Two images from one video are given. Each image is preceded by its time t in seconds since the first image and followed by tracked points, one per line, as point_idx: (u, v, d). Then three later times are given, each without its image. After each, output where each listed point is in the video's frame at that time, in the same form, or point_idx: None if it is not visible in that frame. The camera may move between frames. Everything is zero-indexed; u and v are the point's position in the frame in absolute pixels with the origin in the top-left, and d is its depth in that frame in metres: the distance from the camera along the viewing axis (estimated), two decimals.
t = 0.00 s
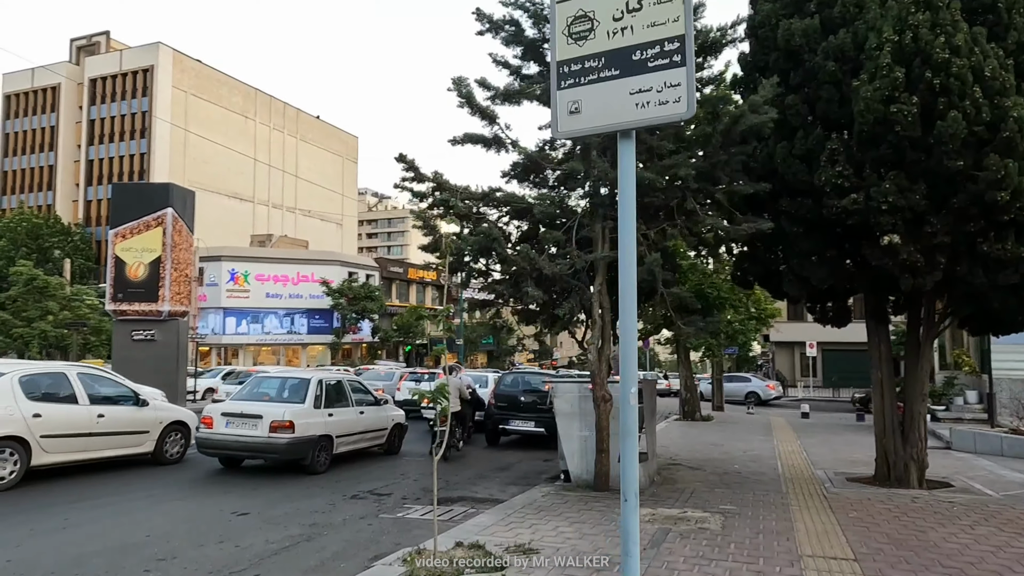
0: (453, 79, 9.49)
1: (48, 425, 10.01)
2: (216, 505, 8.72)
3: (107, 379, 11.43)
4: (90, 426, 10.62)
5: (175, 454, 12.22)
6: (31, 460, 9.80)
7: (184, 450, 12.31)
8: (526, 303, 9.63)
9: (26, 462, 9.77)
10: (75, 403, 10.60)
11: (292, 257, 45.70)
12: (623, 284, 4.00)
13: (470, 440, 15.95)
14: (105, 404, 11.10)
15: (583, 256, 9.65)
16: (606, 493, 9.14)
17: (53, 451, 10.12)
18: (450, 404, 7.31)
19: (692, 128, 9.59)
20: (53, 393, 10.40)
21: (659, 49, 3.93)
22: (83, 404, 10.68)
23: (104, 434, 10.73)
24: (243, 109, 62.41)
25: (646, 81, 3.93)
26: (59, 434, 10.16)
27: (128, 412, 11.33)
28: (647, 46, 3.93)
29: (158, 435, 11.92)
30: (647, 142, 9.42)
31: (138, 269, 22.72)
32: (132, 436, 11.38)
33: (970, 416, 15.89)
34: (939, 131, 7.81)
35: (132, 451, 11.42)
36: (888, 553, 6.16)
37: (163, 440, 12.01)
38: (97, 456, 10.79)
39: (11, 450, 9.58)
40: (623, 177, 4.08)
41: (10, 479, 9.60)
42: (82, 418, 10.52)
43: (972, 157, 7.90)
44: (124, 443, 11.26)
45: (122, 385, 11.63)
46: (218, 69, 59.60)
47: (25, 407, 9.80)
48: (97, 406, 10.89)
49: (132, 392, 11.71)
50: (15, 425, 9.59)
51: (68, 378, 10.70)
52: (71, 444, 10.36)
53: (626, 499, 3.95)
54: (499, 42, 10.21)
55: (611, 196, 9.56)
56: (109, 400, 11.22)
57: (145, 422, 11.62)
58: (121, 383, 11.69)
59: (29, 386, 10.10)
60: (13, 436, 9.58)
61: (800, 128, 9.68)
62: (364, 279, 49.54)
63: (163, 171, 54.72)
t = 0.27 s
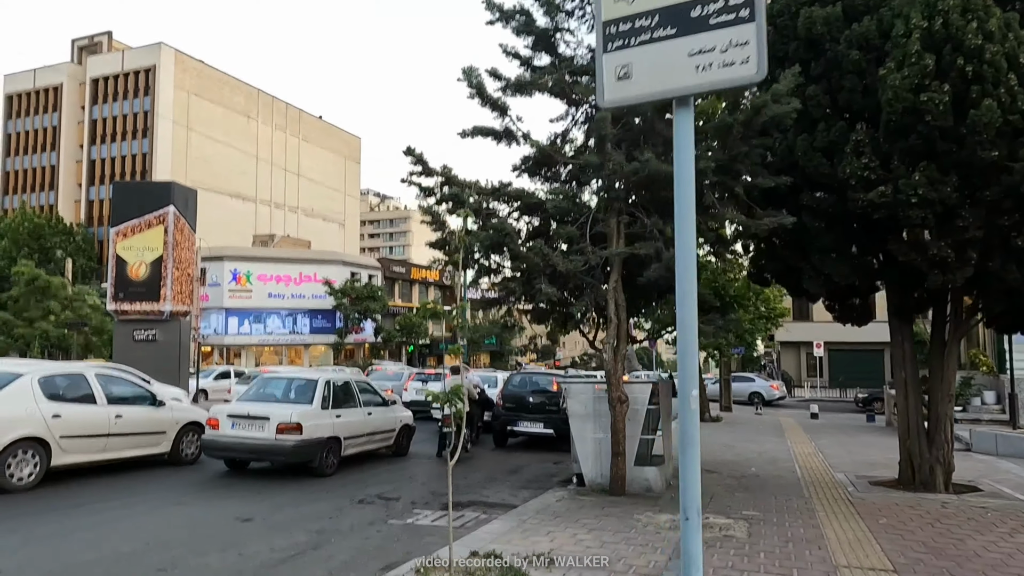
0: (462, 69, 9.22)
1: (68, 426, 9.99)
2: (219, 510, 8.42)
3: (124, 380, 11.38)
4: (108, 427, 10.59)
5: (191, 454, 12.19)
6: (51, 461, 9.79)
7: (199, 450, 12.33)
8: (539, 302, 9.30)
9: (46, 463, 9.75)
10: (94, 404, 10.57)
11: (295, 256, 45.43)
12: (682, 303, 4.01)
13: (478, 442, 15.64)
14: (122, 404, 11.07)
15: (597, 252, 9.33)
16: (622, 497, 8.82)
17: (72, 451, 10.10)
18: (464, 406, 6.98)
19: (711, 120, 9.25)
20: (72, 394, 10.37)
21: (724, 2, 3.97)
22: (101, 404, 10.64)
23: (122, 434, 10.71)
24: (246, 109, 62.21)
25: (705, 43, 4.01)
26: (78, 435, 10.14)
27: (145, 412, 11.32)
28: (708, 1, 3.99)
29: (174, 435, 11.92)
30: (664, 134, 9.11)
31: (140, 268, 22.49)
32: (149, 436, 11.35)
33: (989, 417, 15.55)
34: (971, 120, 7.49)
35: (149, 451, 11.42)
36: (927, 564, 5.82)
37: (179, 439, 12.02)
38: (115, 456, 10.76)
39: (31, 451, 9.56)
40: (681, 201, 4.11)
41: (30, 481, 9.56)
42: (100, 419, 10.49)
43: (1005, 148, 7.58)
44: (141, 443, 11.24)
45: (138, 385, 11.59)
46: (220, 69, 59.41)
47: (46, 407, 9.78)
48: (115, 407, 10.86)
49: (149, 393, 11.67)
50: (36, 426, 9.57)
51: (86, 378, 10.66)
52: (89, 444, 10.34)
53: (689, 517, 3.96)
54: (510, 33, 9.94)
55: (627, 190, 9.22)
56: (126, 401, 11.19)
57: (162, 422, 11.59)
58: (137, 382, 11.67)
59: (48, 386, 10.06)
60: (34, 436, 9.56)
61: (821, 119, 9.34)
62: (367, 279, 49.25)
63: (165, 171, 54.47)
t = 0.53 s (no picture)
0: (471, 59, 8.96)
1: (79, 427, 10.01)
2: (219, 517, 8.10)
3: (133, 381, 11.43)
4: (119, 428, 10.62)
5: (201, 455, 12.19)
6: (62, 462, 9.79)
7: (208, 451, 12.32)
8: (550, 299, 8.96)
9: (57, 463, 9.76)
10: (104, 404, 10.60)
11: (296, 258, 45.12)
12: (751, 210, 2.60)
13: (483, 445, 15.30)
14: (132, 405, 11.11)
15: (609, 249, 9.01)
16: (638, 503, 8.49)
17: (84, 453, 10.11)
18: (477, 408, 6.67)
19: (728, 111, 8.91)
20: (83, 394, 10.40)
21: None
22: (111, 405, 10.67)
23: (133, 435, 10.74)
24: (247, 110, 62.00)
25: None
26: (89, 436, 10.16)
27: (155, 413, 11.36)
28: None
29: (184, 436, 11.95)
30: (680, 126, 8.80)
31: (139, 268, 22.12)
32: (158, 437, 11.38)
33: (1006, 419, 15.20)
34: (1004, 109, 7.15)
35: (160, 452, 11.45)
36: None
37: (189, 441, 12.04)
38: (125, 457, 10.79)
39: (42, 451, 9.58)
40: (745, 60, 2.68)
41: (41, 482, 9.57)
42: (111, 419, 10.52)
43: None
44: (151, 444, 11.27)
45: (148, 386, 11.64)
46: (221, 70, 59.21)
47: (57, 408, 9.79)
48: (125, 408, 10.90)
49: (158, 394, 11.72)
50: (48, 427, 9.59)
51: (96, 379, 10.69)
52: (101, 446, 10.36)
53: (762, 536, 2.54)
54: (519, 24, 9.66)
55: (641, 184, 8.88)
56: (136, 402, 11.23)
57: (171, 423, 11.64)
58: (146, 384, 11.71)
59: (60, 387, 10.09)
60: (45, 437, 9.57)
61: (843, 110, 9.01)
62: (368, 281, 48.93)
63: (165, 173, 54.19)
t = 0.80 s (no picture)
0: (477, 41, 8.64)
1: (81, 425, 9.68)
2: (211, 520, 7.70)
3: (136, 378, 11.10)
4: (122, 425, 10.30)
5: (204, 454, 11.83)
6: (64, 460, 9.48)
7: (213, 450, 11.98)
8: (560, 292, 8.58)
9: (59, 461, 9.45)
10: (106, 402, 10.27)
11: (293, 257, 44.66)
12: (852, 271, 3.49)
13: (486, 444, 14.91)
14: (135, 403, 10.77)
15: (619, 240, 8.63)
16: (651, 505, 8.12)
17: (86, 451, 9.79)
18: (487, 407, 6.24)
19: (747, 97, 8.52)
20: (85, 392, 10.07)
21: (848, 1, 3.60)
22: (114, 402, 10.35)
23: (137, 433, 10.42)
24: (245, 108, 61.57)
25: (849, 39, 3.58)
26: (90, 434, 9.82)
27: (159, 411, 11.04)
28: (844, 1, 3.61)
29: (188, 435, 11.62)
30: (694, 111, 8.42)
31: (134, 264, 21.75)
32: (162, 435, 11.04)
33: (1021, 418, 14.84)
34: None
35: (164, 451, 11.12)
36: None
37: (193, 439, 11.72)
38: (128, 456, 10.45)
39: (44, 449, 9.27)
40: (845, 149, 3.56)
41: (44, 480, 9.28)
42: (114, 417, 10.18)
43: None
44: (154, 442, 10.92)
45: (151, 385, 11.29)
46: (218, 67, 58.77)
47: (58, 405, 9.46)
48: (127, 406, 10.56)
49: (161, 392, 11.38)
50: (48, 424, 9.26)
51: (98, 376, 10.36)
52: (104, 444, 10.03)
53: (871, 557, 3.42)
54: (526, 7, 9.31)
55: (655, 173, 8.46)
56: (139, 400, 10.89)
57: (175, 422, 11.29)
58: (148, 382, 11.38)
59: (61, 384, 9.76)
60: (45, 435, 9.25)
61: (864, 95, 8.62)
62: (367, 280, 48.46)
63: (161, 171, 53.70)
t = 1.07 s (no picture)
0: (483, 30, 8.36)
1: (83, 428, 9.39)
2: (206, 530, 7.36)
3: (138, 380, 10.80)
4: (124, 429, 10.01)
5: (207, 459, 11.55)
6: (65, 466, 9.21)
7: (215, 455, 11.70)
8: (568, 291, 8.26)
9: (61, 468, 9.18)
10: (109, 405, 9.97)
11: (289, 259, 44.30)
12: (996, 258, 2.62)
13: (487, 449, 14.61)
14: (138, 406, 10.49)
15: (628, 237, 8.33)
16: (663, 512, 7.82)
17: (87, 456, 9.50)
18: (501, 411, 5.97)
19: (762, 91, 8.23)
20: (87, 394, 9.77)
21: None
22: (117, 406, 10.05)
23: (140, 437, 10.14)
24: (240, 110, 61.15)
25: None
26: (93, 438, 9.53)
27: (162, 414, 10.75)
28: None
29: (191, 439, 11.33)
30: (707, 105, 8.13)
31: (127, 266, 21.34)
32: (165, 439, 10.76)
33: None
34: None
35: (166, 456, 10.83)
36: None
37: (195, 444, 11.43)
38: (131, 460, 10.16)
39: (47, 454, 9.00)
40: (981, 93, 2.72)
41: (45, 486, 9.02)
42: (116, 421, 9.90)
43: None
44: (157, 446, 10.64)
45: (153, 387, 11.00)
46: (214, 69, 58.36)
47: (59, 408, 9.17)
48: (130, 408, 10.28)
49: (163, 394, 11.09)
50: (50, 428, 8.97)
51: (101, 378, 10.06)
52: (105, 448, 9.74)
53: None
54: None
55: (666, 169, 8.16)
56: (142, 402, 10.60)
57: (178, 425, 11.01)
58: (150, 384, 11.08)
59: (62, 386, 9.46)
60: (47, 439, 8.96)
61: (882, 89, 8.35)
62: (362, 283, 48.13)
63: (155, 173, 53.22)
